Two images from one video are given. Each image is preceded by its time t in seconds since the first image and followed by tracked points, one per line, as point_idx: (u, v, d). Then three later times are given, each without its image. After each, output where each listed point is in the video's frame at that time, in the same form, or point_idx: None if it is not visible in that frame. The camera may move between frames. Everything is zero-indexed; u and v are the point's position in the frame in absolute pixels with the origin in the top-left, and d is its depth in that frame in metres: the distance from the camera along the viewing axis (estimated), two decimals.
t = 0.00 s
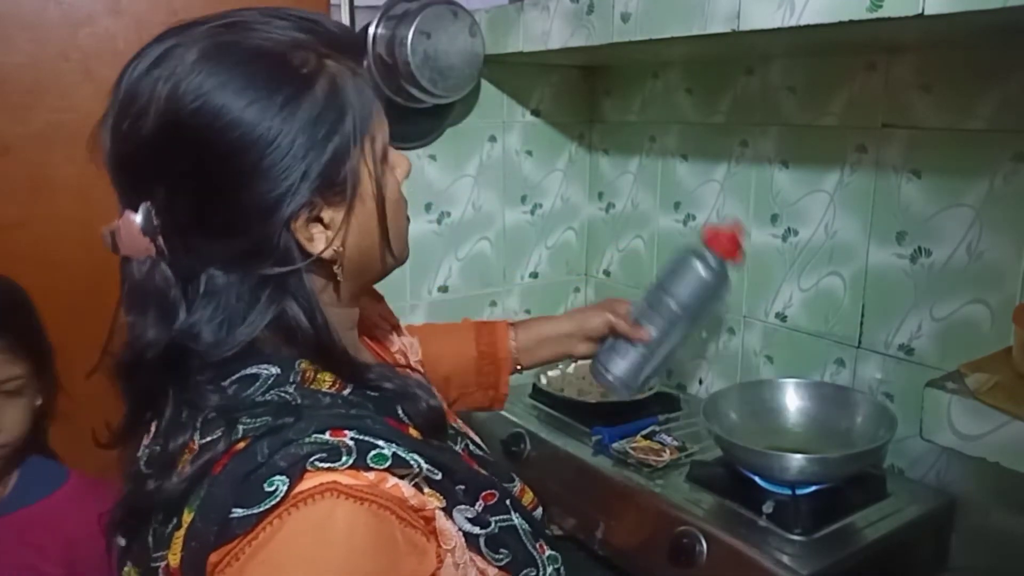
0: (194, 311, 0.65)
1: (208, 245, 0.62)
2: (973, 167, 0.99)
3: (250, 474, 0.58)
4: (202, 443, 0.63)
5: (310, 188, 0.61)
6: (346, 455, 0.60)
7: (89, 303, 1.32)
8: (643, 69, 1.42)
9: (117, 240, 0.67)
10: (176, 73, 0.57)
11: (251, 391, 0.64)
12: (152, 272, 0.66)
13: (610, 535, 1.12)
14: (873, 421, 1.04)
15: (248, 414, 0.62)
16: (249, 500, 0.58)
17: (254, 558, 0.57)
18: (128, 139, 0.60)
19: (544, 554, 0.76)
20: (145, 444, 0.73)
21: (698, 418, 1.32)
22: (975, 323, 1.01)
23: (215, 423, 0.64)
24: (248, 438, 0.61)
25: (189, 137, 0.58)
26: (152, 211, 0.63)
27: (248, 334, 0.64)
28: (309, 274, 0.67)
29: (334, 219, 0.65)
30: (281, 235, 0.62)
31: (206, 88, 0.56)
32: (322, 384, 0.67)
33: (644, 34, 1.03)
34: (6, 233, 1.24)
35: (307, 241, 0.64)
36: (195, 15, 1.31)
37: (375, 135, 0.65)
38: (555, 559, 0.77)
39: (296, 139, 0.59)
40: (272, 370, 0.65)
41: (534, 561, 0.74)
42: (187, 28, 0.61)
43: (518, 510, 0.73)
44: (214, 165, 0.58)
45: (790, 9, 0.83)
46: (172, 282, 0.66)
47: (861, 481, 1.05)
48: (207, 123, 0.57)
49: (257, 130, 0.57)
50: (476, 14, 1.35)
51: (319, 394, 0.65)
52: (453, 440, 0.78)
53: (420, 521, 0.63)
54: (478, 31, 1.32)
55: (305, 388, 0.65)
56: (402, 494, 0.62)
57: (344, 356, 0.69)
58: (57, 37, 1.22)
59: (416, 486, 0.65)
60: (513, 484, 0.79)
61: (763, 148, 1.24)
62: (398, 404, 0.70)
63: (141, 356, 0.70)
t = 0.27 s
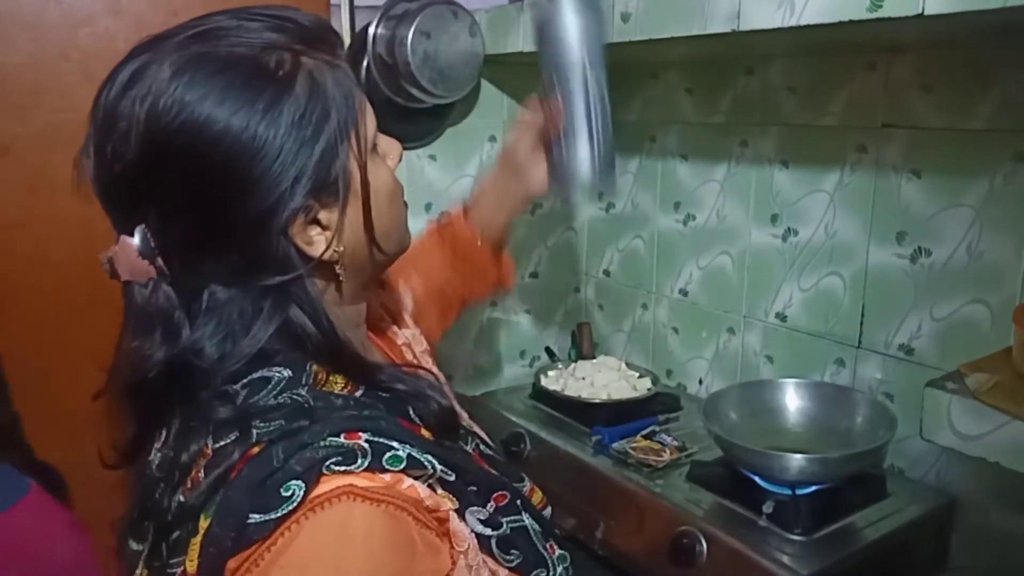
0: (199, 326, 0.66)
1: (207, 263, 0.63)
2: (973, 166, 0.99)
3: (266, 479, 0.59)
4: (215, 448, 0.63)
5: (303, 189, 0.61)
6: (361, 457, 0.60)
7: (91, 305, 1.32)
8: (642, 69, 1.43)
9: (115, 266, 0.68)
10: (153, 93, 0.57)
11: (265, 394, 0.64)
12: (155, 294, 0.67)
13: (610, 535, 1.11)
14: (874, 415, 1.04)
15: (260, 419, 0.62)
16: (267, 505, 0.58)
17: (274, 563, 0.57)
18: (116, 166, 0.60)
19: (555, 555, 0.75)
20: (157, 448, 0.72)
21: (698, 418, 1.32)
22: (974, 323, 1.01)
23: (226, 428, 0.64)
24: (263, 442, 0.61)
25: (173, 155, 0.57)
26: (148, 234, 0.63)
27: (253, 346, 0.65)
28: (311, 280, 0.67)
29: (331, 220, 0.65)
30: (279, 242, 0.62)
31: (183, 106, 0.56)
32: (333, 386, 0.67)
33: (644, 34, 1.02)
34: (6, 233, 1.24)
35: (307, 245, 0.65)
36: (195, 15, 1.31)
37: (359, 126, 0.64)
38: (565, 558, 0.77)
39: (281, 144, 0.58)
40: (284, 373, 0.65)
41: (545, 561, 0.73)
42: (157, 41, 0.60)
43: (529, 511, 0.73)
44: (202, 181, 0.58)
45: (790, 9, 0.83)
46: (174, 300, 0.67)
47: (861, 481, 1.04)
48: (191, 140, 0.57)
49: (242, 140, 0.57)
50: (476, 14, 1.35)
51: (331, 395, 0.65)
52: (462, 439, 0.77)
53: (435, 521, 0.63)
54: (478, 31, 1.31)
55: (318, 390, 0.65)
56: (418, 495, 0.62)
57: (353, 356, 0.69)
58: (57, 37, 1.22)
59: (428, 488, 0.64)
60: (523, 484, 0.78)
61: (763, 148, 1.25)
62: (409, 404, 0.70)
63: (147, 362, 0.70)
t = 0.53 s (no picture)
0: (184, 323, 0.67)
1: (204, 257, 0.64)
2: (974, 166, 0.99)
3: (257, 486, 0.60)
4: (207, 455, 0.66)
5: (305, 198, 0.62)
6: (350, 462, 0.61)
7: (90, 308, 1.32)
8: (643, 69, 1.42)
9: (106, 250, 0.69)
10: (165, 81, 0.58)
11: (252, 400, 0.66)
12: (145, 282, 0.69)
13: (610, 535, 1.11)
14: (872, 416, 1.04)
15: (249, 427, 0.65)
16: (258, 514, 0.60)
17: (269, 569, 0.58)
18: (119, 151, 0.61)
19: (549, 555, 0.77)
20: (151, 455, 0.75)
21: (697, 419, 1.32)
22: (975, 323, 1.01)
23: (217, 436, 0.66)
24: (251, 450, 0.63)
25: (180, 147, 0.59)
26: (145, 219, 0.64)
27: (240, 349, 0.67)
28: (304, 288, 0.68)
29: (329, 227, 0.66)
30: (275, 244, 0.63)
31: (194, 97, 0.57)
32: (324, 390, 0.69)
33: (644, 34, 1.02)
34: (6, 233, 1.24)
35: (303, 250, 0.66)
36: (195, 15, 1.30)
37: (370, 138, 0.65)
38: (561, 557, 0.79)
39: (287, 148, 0.60)
40: (274, 378, 0.67)
41: (540, 562, 0.75)
42: (177, 30, 0.61)
43: (524, 513, 0.75)
44: (205, 176, 0.60)
45: (790, 9, 0.83)
46: (160, 293, 0.69)
47: (861, 481, 1.05)
48: (198, 133, 0.58)
49: (248, 139, 0.58)
50: (476, 14, 1.35)
51: (321, 399, 0.67)
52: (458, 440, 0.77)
53: (424, 525, 0.65)
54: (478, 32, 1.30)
55: (309, 393, 0.67)
56: (409, 498, 0.64)
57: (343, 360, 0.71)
58: (57, 37, 1.22)
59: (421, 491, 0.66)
60: (520, 484, 0.81)
61: (763, 148, 1.25)
62: (399, 408, 0.71)
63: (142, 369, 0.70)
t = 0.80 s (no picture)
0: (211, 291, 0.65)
1: (242, 229, 0.62)
2: (974, 166, 0.99)
3: (241, 492, 0.60)
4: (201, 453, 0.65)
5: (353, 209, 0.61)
6: (337, 475, 0.61)
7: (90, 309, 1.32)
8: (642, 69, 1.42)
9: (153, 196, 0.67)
10: (262, 55, 0.58)
11: (253, 401, 0.66)
12: (177, 238, 0.66)
13: (610, 535, 1.12)
14: (872, 417, 1.04)
15: (244, 429, 0.64)
16: (240, 519, 0.59)
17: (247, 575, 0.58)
18: (194, 106, 0.60)
19: None
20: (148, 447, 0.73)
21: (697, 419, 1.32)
22: (975, 323, 1.01)
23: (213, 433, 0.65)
24: (242, 453, 0.62)
25: (255, 126, 0.58)
26: (199, 175, 0.63)
27: (259, 332, 0.66)
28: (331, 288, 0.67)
29: (369, 239, 0.65)
30: (314, 240, 0.62)
31: (284, 78, 0.57)
32: (322, 400, 0.68)
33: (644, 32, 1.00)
34: (6, 233, 1.24)
35: (338, 254, 0.65)
36: (195, 15, 1.30)
37: (438, 170, 0.66)
38: None
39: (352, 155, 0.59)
40: (274, 381, 0.67)
41: None
42: (285, 14, 0.62)
43: (518, 541, 0.74)
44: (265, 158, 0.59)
45: (790, 9, 0.83)
46: (191, 253, 0.66)
47: (861, 482, 1.05)
48: (275, 116, 0.58)
49: (318, 134, 0.58)
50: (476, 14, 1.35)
51: (319, 408, 0.66)
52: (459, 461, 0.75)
53: (408, 546, 0.64)
54: (478, 31, 1.31)
55: (307, 400, 0.67)
56: (394, 518, 0.63)
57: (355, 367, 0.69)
58: (57, 38, 1.22)
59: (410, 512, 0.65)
60: (523, 510, 0.80)
61: (763, 148, 1.25)
62: (399, 423, 0.70)
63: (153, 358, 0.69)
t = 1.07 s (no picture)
0: (256, 267, 0.64)
1: (295, 201, 0.61)
2: (974, 166, 0.99)
3: (263, 476, 0.59)
4: (220, 440, 0.63)
5: (390, 208, 0.61)
6: (358, 460, 0.59)
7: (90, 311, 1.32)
8: (643, 70, 1.42)
9: (212, 160, 0.67)
10: (340, 45, 0.60)
11: (271, 388, 0.64)
12: (227, 204, 0.66)
13: (610, 535, 1.12)
14: (873, 416, 1.04)
15: (265, 415, 0.62)
16: (263, 503, 0.58)
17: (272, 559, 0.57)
18: (266, 85, 0.61)
19: None
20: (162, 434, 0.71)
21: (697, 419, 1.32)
22: (975, 322, 1.01)
23: (232, 419, 0.63)
24: (262, 439, 0.61)
25: (314, 111, 0.59)
26: (257, 147, 0.63)
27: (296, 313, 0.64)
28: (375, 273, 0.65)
29: (409, 233, 0.65)
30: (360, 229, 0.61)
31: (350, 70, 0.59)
32: (340, 387, 0.65)
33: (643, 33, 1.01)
34: (6, 233, 1.24)
35: (376, 244, 0.64)
36: (195, 14, 1.30)
37: (475, 187, 0.68)
38: None
39: (397, 155, 0.60)
40: (291, 368, 0.64)
41: None
42: (361, 14, 0.64)
43: (525, 528, 0.72)
44: (315, 144, 0.59)
45: (790, 8, 0.83)
46: (240, 227, 0.65)
47: (861, 481, 1.05)
48: (335, 103, 0.59)
49: (370, 127, 0.59)
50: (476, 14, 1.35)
51: (336, 394, 0.64)
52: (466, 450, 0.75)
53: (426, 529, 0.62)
54: (478, 31, 1.31)
55: (324, 389, 0.64)
56: (413, 500, 0.61)
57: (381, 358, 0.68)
58: (57, 37, 1.22)
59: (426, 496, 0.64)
60: (524, 500, 0.78)
61: (763, 148, 1.25)
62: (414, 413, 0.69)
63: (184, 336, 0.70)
